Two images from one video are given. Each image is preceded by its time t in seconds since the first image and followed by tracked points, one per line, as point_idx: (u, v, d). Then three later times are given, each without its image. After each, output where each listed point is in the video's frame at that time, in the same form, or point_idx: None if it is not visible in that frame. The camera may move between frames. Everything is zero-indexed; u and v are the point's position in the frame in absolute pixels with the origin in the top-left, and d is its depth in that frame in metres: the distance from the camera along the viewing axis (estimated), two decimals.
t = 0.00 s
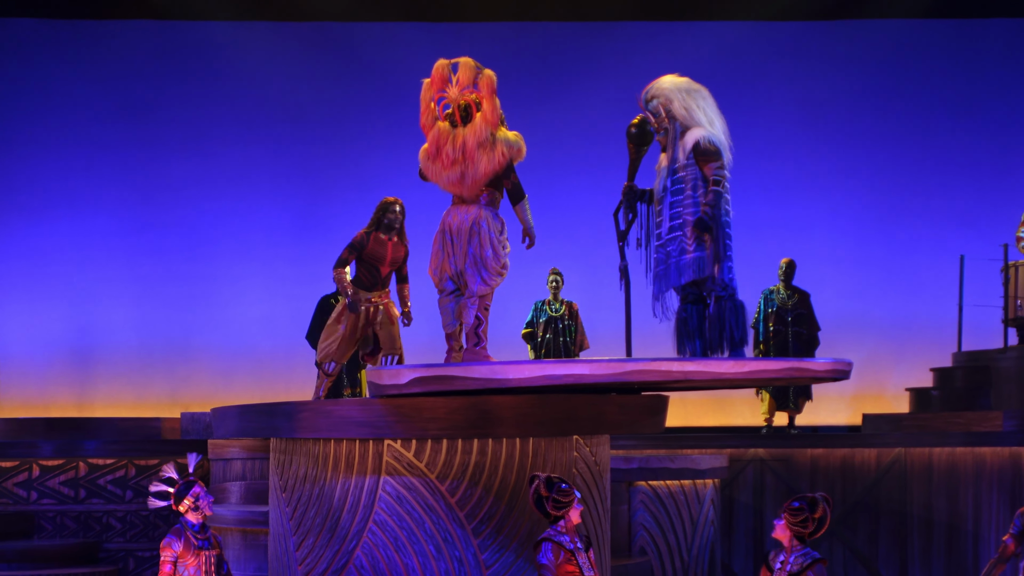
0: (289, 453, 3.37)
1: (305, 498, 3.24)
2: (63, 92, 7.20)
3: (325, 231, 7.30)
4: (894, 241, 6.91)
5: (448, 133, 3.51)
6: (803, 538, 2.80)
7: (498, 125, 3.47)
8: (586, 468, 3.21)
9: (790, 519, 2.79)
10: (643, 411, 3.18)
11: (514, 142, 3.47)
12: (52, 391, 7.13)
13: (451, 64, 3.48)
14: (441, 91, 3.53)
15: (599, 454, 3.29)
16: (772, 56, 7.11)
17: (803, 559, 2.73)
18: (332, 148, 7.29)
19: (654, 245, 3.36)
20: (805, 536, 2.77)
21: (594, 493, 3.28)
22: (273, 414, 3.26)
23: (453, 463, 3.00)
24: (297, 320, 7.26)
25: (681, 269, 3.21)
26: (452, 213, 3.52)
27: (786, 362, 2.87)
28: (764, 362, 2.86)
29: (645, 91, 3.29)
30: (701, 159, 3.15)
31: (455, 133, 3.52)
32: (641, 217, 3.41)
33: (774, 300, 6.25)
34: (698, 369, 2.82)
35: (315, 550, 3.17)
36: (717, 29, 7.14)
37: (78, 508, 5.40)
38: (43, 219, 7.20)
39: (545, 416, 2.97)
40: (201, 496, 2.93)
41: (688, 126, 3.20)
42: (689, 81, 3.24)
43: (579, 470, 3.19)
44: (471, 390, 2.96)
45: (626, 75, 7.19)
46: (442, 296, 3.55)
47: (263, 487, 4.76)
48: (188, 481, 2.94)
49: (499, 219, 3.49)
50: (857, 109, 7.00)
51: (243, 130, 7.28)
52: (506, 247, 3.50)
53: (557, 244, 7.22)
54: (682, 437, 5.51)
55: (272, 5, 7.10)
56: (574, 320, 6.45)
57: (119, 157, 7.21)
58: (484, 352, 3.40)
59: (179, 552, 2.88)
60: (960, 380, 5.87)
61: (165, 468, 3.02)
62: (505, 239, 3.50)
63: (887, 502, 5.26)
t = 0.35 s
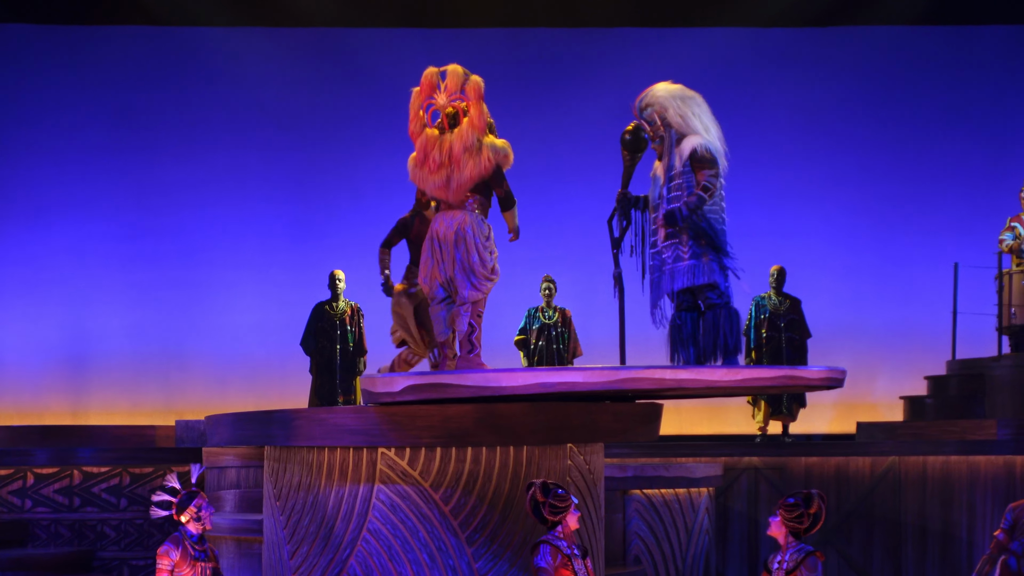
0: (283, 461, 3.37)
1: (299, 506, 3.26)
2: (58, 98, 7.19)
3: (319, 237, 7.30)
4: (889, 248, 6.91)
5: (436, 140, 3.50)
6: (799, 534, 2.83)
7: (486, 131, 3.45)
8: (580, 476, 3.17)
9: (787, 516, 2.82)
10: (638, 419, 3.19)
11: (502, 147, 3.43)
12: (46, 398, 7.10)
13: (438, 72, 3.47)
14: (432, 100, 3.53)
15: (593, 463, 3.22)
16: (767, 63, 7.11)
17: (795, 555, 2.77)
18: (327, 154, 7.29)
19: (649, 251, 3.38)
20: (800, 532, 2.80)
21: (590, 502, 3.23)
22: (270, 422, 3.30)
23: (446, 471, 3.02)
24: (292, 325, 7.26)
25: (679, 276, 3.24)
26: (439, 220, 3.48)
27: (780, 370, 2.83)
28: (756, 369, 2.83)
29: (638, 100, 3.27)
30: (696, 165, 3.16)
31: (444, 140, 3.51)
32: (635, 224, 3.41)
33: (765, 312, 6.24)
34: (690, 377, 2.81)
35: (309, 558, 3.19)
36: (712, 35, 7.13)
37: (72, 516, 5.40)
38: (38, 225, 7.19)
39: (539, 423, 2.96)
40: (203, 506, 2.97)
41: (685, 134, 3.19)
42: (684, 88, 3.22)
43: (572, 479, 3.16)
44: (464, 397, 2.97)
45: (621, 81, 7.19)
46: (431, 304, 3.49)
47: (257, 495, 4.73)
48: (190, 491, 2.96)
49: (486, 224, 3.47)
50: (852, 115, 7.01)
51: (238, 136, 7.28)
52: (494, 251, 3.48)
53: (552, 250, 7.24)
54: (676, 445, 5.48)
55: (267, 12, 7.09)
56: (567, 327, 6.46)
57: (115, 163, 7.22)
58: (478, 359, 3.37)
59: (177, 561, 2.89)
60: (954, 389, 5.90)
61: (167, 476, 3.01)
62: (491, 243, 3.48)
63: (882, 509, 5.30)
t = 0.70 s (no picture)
0: (279, 467, 3.38)
1: (295, 512, 3.25)
2: (56, 105, 7.21)
3: (315, 245, 7.31)
4: (884, 255, 6.93)
5: (423, 149, 3.38)
6: (794, 551, 2.81)
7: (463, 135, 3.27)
8: (576, 481, 3.24)
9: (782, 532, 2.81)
10: (632, 424, 3.17)
11: (480, 151, 3.23)
12: (43, 404, 7.10)
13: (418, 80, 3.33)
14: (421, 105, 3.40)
15: (589, 468, 3.30)
16: (764, 70, 7.12)
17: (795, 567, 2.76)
18: (325, 161, 7.31)
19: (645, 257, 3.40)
20: (795, 548, 2.79)
21: (586, 507, 3.30)
22: (264, 427, 3.25)
23: (443, 477, 3.03)
24: (288, 332, 7.27)
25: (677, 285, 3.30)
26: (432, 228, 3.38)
27: (777, 375, 2.86)
28: (753, 375, 2.88)
29: (636, 105, 3.34)
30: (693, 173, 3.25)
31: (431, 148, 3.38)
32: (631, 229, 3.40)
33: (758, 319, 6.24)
34: (687, 383, 2.83)
35: (304, 563, 3.18)
36: (709, 42, 7.15)
37: (69, 522, 5.40)
38: (35, 231, 7.20)
39: (534, 431, 2.99)
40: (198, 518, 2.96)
41: (683, 141, 3.27)
42: (683, 94, 3.30)
43: (569, 484, 3.22)
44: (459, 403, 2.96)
45: (618, 89, 7.21)
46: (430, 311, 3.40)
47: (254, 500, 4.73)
48: (185, 502, 2.97)
49: (472, 231, 3.28)
50: (848, 122, 7.03)
51: (236, 143, 7.30)
52: (481, 258, 3.27)
53: (548, 257, 7.25)
54: (673, 451, 5.46)
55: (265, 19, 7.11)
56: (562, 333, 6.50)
57: (113, 169, 7.24)
58: (458, 366, 3.23)
59: (174, 571, 2.94)
60: (951, 394, 5.88)
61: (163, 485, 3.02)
62: (480, 250, 3.28)
63: (878, 516, 5.30)
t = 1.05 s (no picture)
0: (279, 476, 3.40)
1: (295, 521, 3.27)
2: (53, 108, 7.18)
3: (313, 250, 7.30)
4: (884, 259, 6.93)
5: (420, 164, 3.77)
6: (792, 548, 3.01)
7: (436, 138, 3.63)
8: (576, 490, 3.30)
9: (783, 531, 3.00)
10: (632, 432, 3.22)
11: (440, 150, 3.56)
12: (42, 411, 7.09)
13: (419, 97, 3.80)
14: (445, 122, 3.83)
15: (589, 476, 3.36)
16: (763, 73, 7.10)
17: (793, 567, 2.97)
18: (323, 164, 7.29)
19: (644, 262, 3.51)
20: (794, 548, 2.99)
21: (586, 515, 3.36)
22: (264, 436, 3.28)
23: (442, 486, 3.06)
24: (286, 339, 7.26)
25: (684, 291, 3.34)
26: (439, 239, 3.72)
27: (776, 384, 2.95)
28: (753, 384, 2.95)
29: (654, 100, 3.44)
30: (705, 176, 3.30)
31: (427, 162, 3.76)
32: (629, 236, 3.55)
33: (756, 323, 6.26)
34: (687, 391, 2.93)
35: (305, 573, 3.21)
36: (708, 45, 7.13)
37: (69, 532, 5.39)
38: (32, 237, 7.18)
39: (535, 439, 3.01)
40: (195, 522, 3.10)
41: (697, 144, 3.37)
42: (704, 102, 3.45)
43: (569, 493, 3.28)
44: (458, 411, 3.01)
45: (617, 92, 7.20)
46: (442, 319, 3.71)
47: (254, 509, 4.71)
48: (182, 506, 3.12)
49: (454, 234, 3.55)
50: (846, 125, 7.02)
51: (234, 146, 7.28)
52: (461, 263, 3.53)
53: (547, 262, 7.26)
54: (673, 458, 5.47)
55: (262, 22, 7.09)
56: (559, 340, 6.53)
57: (111, 173, 7.21)
58: (457, 374, 3.51)
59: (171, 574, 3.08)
60: (949, 401, 5.91)
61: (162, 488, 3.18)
62: (459, 254, 3.53)
63: (878, 523, 5.33)
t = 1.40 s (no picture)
0: (279, 477, 3.38)
1: (296, 522, 3.25)
2: (55, 115, 7.23)
3: (314, 256, 7.34)
4: (882, 264, 6.96)
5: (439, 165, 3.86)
6: (794, 563, 2.83)
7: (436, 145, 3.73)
8: (577, 491, 3.35)
9: (782, 545, 2.83)
10: (632, 434, 3.30)
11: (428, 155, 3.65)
12: (42, 414, 7.09)
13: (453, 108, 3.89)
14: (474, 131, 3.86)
15: (589, 477, 3.42)
16: (761, 80, 7.15)
17: None
18: (324, 171, 7.33)
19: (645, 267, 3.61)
20: (796, 561, 2.81)
21: (586, 516, 3.40)
22: (264, 438, 3.22)
23: (443, 487, 3.07)
24: (286, 342, 7.27)
25: (696, 295, 3.39)
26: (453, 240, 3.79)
27: (777, 388, 2.97)
28: (754, 386, 2.97)
29: (677, 104, 3.49)
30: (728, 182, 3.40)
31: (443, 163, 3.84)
32: (630, 240, 3.64)
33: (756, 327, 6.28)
34: (688, 394, 2.92)
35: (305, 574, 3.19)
36: (706, 53, 7.18)
37: (69, 532, 5.39)
38: (34, 243, 7.20)
39: (535, 441, 3.06)
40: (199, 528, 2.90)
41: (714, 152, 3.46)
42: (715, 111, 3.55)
43: (569, 493, 3.33)
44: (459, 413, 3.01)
45: (616, 100, 7.25)
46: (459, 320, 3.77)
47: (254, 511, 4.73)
48: (184, 513, 2.90)
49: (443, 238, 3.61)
50: (844, 132, 7.07)
51: (235, 153, 7.33)
52: (446, 266, 3.58)
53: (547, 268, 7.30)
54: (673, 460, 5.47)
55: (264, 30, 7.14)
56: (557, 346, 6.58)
57: (112, 180, 7.25)
58: (456, 375, 3.50)
59: None
60: (949, 403, 5.92)
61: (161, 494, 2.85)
62: (445, 257, 3.58)
63: (879, 523, 5.32)
